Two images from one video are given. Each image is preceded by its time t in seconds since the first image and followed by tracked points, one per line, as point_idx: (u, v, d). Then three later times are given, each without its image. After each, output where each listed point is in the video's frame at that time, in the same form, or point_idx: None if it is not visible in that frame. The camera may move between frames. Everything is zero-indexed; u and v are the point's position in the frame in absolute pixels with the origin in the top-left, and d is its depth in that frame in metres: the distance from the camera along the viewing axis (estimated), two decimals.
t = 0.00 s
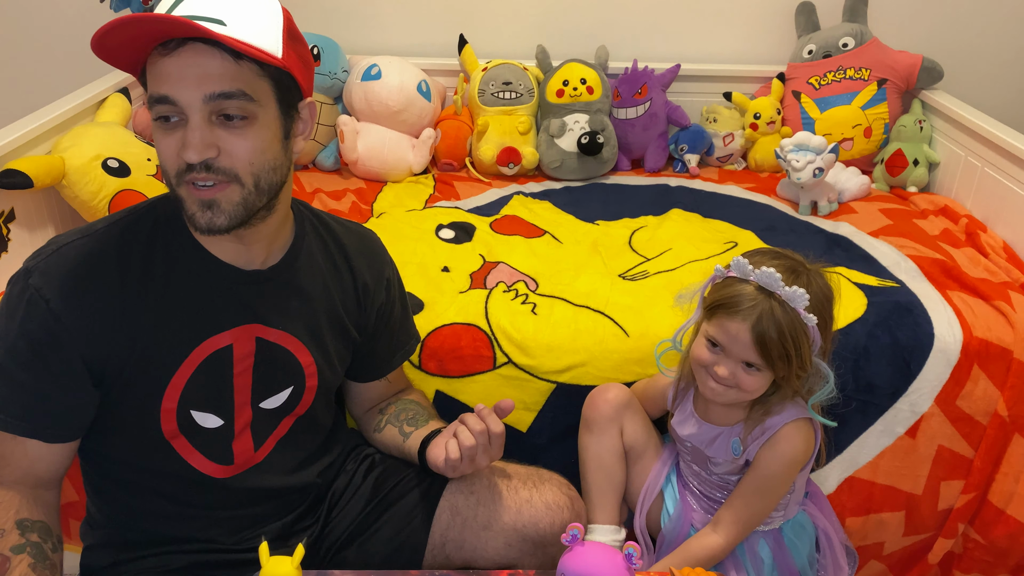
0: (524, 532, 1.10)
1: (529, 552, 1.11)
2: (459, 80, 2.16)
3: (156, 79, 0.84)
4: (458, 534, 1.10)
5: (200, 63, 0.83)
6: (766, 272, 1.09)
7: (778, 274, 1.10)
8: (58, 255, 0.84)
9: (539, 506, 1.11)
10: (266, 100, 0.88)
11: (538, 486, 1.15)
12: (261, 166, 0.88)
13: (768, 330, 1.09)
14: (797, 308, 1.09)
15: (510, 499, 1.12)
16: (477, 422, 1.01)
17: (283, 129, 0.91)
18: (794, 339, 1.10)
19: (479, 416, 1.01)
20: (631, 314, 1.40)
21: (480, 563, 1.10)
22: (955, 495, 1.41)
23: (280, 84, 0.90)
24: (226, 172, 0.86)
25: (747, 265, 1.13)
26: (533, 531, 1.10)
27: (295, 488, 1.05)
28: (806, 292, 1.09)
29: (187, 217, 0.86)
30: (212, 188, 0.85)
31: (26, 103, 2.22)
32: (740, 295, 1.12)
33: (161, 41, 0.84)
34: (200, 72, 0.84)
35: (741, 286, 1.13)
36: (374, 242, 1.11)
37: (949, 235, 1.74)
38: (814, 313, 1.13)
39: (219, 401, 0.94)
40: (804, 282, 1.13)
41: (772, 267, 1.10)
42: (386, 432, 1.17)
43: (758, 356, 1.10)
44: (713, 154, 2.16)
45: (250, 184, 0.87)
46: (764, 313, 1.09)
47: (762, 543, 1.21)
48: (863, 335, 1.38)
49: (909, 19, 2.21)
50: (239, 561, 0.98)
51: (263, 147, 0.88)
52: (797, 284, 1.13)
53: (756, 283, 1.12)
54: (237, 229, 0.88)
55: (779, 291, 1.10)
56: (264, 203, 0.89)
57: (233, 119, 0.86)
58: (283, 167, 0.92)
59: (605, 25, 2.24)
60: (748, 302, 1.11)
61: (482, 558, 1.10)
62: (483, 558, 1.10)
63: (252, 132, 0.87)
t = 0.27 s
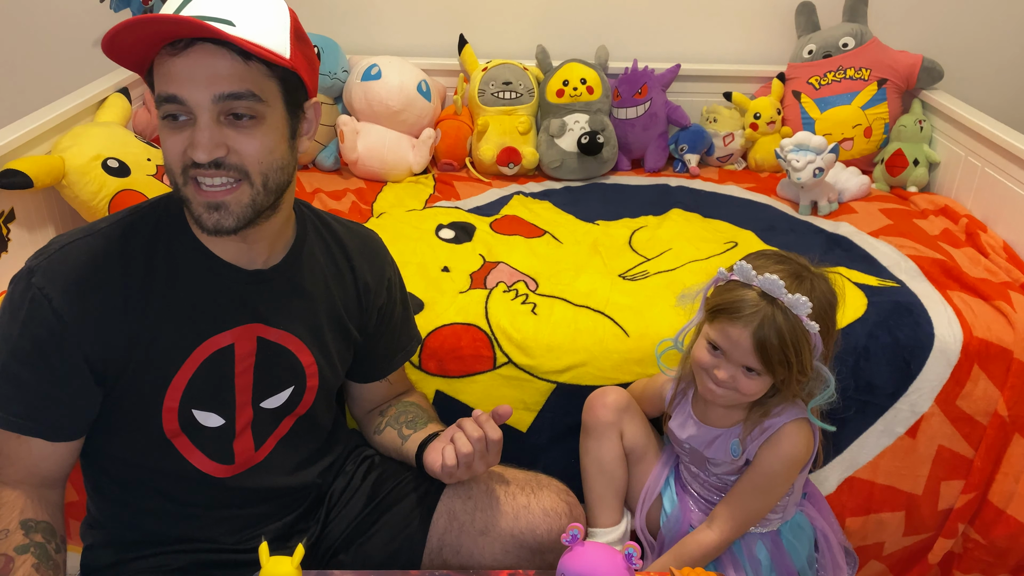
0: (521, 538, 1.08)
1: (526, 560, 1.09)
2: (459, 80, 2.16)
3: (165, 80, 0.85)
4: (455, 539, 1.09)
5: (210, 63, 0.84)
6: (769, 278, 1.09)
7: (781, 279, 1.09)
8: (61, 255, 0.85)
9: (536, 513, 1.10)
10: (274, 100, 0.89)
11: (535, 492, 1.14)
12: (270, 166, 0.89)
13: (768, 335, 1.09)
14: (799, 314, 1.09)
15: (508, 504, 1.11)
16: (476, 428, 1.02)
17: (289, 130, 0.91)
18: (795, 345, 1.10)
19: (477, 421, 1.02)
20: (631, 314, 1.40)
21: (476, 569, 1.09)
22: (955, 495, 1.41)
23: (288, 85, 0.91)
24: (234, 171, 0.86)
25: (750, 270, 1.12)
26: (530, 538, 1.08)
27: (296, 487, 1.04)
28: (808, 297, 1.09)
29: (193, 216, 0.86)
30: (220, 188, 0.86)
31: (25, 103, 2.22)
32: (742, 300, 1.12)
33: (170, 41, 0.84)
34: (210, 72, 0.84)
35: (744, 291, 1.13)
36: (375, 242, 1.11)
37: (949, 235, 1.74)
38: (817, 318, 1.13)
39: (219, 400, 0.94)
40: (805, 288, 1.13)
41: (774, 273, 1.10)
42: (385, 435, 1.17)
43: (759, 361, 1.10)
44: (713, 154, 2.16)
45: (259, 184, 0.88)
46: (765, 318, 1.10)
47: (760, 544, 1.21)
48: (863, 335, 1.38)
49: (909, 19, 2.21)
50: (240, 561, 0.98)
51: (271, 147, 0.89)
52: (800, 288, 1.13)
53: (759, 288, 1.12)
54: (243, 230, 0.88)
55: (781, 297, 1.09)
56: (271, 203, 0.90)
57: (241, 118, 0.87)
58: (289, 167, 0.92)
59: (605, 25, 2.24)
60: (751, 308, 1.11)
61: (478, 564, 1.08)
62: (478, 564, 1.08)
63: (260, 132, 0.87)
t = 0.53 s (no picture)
0: (522, 536, 1.08)
1: (527, 559, 1.09)
2: (459, 80, 2.16)
3: (173, 80, 0.85)
4: (456, 538, 1.09)
5: (219, 64, 0.84)
6: (779, 283, 1.08)
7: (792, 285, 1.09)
8: (62, 254, 0.84)
9: (537, 510, 1.10)
10: (282, 101, 0.89)
11: (536, 491, 1.14)
12: (278, 166, 0.89)
13: (779, 340, 1.09)
14: (810, 318, 1.08)
15: (509, 502, 1.11)
16: (476, 428, 1.02)
17: (295, 130, 0.92)
18: (806, 348, 1.10)
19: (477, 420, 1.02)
20: (631, 314, 1.40)
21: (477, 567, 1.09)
22: (955, 495, 1.41)
23: (294, 86, 0.91)
24: (243, 172, 0.87)
25: (760, 273, 1.11)
26: (531, 535, 1.08)
27: (296, 487, 1.05)
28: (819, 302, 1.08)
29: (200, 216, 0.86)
30: (229, 188, 0.86)
31: (25, 103, 2.22)
32: (751, 304, 1.11)
33: (178, 41, 0.84)
34: (219, 72, 0.84)
35: (754, 295, 1.12)
36: (375, 242, 1.11)
37: (949, 235, 1.74)
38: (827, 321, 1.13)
39: (220, 400, 0.94)
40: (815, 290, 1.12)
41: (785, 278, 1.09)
42: (384, 434, 1.17)
43: (770, 363, 1.10)
44: (713, 154, 2.16)
45: (267, 184, 0.88)
46: (775, 322, 1.09)
47: (758, 544, 1.21)
48: (863, 335, 1.38)
49: (909, 19, 2.21)
50: (240, 561, 0.98)
51: (279, 147, 0.89)
52: (810, 292, 1.13)
53: (769, 292, 1.11)
54: (251, 229, 0.88)
55: (793, 302, 1.09)
56: (278, 203, 0.90)
57: (250, 119, 0.87)
58: (295, 167, 0.93)
59: (605, 25, 2.24)
60: (761, 312, 1.10)
61: (480, 562, 1.08)
62: (480, 562, 1.09)
63: (268, 132, 0.88)
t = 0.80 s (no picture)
0: (522, 535, 1.08)
1: (528, 558, 1.09)
2: (459, 80, 2.16)
3: (177, 77, 0.84)
4: (456, 537, 1.09)
5: (224, 60, 0.84)
6: (790, 294, 1.08)
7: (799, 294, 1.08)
8: (63, 255, 0.84)
9: (537, 509, 1.10)
10: (286, 99, 0.89)
11: (536, 489, 1.14)
12: (281, 164, 0.89)
13: (778, 345, 1.09)
14: (812, 329, 1.09)
15: (509, 501, 1.11)
16: (480, 435, 1.02)
17: (298, 128, 0.92)
18: (803, 353, 1.10)
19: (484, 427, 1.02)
20: (631, 314, 1.40)
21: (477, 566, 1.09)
22: (955, 495, 1.41)
23: (296, 85, 0.91)
24: (246, 169, 0.87)
25: (769, 278, 1.10)
26: (531, 534, 1.09)
27: (296, 487, 1.04)
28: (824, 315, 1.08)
29: (203, 212, 0.86)
30: (232, 185, 0.86)
31: (25, 103, 2.22)
32: (754, 309, 1.11)
33: (183, 39, 0.84)
34: (223, 70, 0.84)
35: (759, 300, 1.11)
36: (374, 242, 1.11)
37: (949, 235, 1.74)
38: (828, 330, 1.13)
39: (220, 400, 0.94)
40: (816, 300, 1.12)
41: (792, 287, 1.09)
42: (384, 434, 1.17)
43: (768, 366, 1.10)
44: (713, 154, 2.16)
45: (269, 181, 0.88)
46: (775, 331, 1.09)
47: (758, 542, 1.21)
48: (863, 335, 1.38)
49: (909, 19, 2.21)
50: (241, 561, 0.98)
51: (282, 145, 0.89)
52: (816, 301, 1.13)
53: (775, 299, 1.11)
54: (254, 226, 0.88)
55: (798, 312, 1.08)
56: (281, 200, 0.90)
57: (253, 116, 0.87)
58: (298, 164, 0.93)
59: (605, 25, 2.24)
60: (763, 317, 1.09)
61: (480, 561, 1.09)
62: (480, 561, 1.09)
63: (271, 130, 0.88)
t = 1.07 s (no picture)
0: (523, 535, 1.08)
1: (528, 559, 1.08)
2: (459, 80, 2.16)
3: (188, 76, 0.84)
4: (456, 537, 1.08)
5: (235, 60, 0.84)
6: (797, 283, 1.08)
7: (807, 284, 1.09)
8: (65, 257, 0.84)
9: (538, 510, 1.09)
10: (295, 98, 0.90)
11: (537, 490, 1.13)
12: (290, 163, 0.89)
13: (789, 338, 1.09)
14: (820, 318, 1.09)
15: (509, 501, 1.10)
16: (484, 444, 1.02)
17: (305, 128, 0.92)
18: (812, 344, 1.10)
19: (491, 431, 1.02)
20: (631, 314, 1.40)
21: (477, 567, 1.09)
22: (955, 496, 1.41)
23: (303, 85, 0.91)
24: (256, 168, 0.87)
25: (775, 271, 1.10)
26: (531, 535, 1.08)
27: (297, 487, 1.04)
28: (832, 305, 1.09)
29: (212, 211, 0.85)
30: (242, 183, 0.86)
31: (25, 103, 2.22)
32: (757, 301, 1.11)
33: (193, 39, 0.84)
34: (235, 69, 0.84)
35: (765, 291, 1.11)
36: (374, 241, 1.11)
37: (949, 235, 1.74)
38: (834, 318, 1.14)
39: (221, 400, 0.94)
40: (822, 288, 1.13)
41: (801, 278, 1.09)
42: (384, 435, 1.17)
43: (778, 360, 1.10)
44: (713, 154, 2.16)
45: (278, 180, 0.88)
46: (786, 322, 1.09)
47: (760, 540, 1.21)
48: (863, 335, 1.38)
49: (909, 19, 2.21)
50: (241, 561, 0.98)
51: (291, 145, 0.89)
52: (819, 291, 1.13)
53: (783, 290, 1.11)
54: (262, 225, 0.88)
55: (805, 301, 1.09)
56: (288, 199, 0.90)
57: (263, 116, 0.87)
58: (305, 164, 0.93)
59: (605, 24, 2.24)
60: (767, 308, 1.10)
61: (480, 562, 1.08)
62: (480, 562, 1.08)
63: (280, 129, 0.88)
